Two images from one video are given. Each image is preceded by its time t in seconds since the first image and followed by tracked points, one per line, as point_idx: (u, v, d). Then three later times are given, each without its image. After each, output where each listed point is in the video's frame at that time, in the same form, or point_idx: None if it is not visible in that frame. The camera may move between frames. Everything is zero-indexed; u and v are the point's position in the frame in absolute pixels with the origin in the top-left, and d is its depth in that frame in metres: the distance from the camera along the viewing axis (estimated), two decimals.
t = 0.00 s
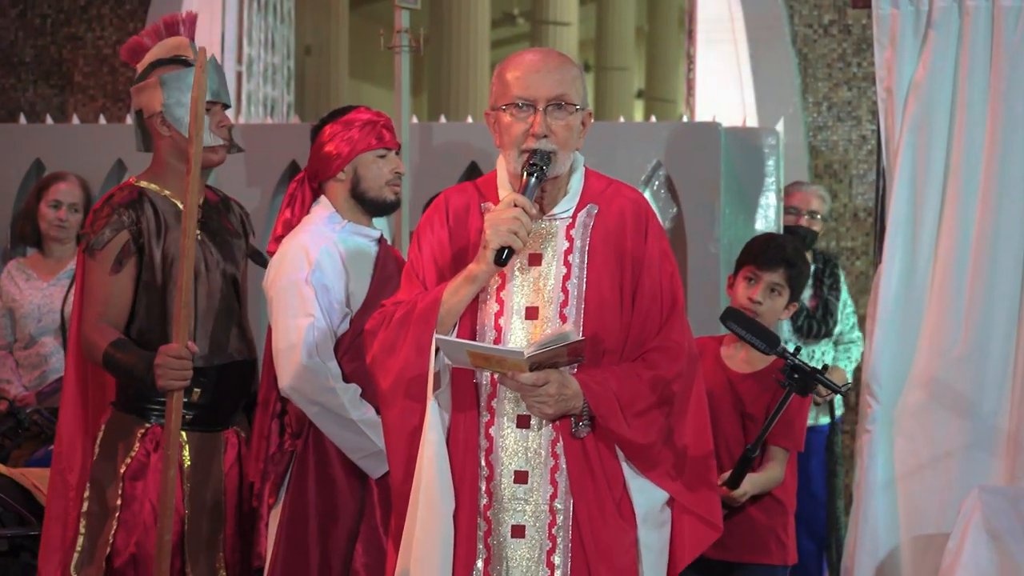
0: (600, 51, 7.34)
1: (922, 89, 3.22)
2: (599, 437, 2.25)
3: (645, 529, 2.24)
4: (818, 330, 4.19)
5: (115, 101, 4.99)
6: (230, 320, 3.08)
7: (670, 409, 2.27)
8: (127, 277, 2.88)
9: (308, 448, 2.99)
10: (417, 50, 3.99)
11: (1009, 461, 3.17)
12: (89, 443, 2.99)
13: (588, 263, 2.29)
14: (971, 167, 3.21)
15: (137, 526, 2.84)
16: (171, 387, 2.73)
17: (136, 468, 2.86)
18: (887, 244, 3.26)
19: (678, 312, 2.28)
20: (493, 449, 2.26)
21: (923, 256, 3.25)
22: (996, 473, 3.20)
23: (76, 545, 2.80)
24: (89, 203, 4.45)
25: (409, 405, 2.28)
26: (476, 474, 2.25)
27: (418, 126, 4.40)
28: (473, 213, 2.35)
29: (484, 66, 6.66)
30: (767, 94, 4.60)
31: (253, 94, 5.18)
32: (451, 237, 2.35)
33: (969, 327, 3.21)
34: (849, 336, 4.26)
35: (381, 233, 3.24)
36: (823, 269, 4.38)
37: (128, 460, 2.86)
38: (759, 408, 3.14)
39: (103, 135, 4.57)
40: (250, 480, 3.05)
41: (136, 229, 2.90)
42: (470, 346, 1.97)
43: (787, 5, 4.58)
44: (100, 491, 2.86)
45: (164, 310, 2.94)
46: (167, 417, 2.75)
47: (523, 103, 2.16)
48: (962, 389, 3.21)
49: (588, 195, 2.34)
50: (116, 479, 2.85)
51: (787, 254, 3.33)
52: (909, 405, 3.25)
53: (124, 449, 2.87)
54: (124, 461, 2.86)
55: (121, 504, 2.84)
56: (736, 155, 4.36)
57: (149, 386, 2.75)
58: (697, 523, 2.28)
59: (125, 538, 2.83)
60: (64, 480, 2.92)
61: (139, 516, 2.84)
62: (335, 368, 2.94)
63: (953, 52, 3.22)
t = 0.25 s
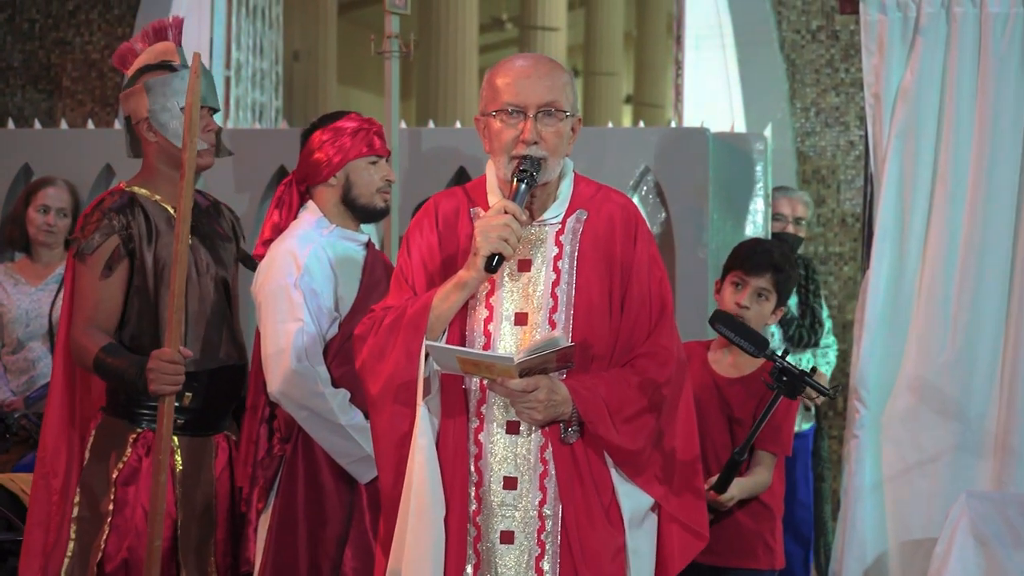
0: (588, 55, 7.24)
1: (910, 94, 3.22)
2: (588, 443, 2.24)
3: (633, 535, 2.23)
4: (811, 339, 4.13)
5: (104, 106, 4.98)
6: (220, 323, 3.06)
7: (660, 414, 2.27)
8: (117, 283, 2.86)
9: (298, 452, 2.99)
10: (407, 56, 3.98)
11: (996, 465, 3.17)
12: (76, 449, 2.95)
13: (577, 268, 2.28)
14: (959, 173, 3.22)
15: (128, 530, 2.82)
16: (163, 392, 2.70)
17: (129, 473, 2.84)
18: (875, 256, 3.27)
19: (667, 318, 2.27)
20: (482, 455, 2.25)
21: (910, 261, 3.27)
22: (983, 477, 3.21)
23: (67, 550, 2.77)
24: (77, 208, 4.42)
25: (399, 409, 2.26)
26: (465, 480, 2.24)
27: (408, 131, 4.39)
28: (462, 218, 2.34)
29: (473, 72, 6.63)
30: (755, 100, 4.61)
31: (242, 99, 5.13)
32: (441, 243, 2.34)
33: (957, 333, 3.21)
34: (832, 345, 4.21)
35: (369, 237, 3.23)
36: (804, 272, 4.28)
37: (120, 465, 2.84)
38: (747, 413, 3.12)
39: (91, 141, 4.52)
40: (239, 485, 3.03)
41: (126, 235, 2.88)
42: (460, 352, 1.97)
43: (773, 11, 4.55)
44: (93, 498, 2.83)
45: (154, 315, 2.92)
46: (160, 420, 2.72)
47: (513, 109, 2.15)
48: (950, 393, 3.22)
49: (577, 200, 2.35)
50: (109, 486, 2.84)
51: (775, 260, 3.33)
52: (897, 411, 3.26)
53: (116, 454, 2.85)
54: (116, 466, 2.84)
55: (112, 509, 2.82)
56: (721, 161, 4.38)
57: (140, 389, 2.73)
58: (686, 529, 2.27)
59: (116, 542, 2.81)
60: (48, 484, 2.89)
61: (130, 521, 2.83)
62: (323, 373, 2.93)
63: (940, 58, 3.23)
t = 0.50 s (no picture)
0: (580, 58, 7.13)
1: (899, 98, 3.24)
2: (581, 446, 2.23)
3: (626, 538, 2.23)
4: (800, 343, 4.04)
5: (95, 109, 5.00)
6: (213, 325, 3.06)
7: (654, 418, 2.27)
8: (110, 284, 2.85)
9: (290, 456, 2.98)
10: (399, 60, 3.97)
11: (986, 464, 3.19)
12: (69, 449, 2.96)
13: (571, 272, 2.28)
14: (949, 177, 3.23)
15: (124, 535, 2.80)
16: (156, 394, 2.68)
17: (124, 477, 2.82)
18: (864, 262, 3.28)
19: (661, 322, 2.28)
20: (476, 457, 2.24)
21: (900, 263, 3.27)
22: (973, 478, 3.22)
23: (61, 554, 2.77)
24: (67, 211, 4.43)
25: (393, 411, 2.26)
26: (458, 483, 2.23)
27: (399, 137, 4.38)
28: (457, 221, 2.33)
29: (462, 76, 6.61)
30: (744, 104, 4.61)
31: (232, 102, 5.19)
32: (435, 246, 2.33)
33: (947, 337, 3.22)
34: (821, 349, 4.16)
35: (358, 241, 3.22)
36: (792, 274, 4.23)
37: (116, 469, 2.82)
38: (737, 416, 3.11)
39: (82, 141, 4.54)
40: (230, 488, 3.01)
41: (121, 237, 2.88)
42: (455, 350, 1.96)
43: (764, 15, 4.55)
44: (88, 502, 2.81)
45: (145, 318, 2.91)
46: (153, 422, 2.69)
47: (510, 115, 2.15)
48: (940, 397, 3.23)
49: (572, 205, 2.34)
50: (103, 489, 2.81)
51: (763, 263, 3.33)
52: (887, 414, 3.26)
53: (112, 458, 2.83)
54: (112, 470, 2.82)
55: (108, 513, 2.80)
56: (714, 167, 4.37)
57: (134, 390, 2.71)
58: (675, 532, 2.28)
59: (111, 547, 2.79)
60: (39, 483, 2.89)
61: (126, 526, 2.80)
62: (314, 376, 2.93)
63: (930, 62, 3.24)
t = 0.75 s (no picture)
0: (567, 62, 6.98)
1: (887, 103, 3.25)
2: (577, 449, 2.24)
3: (620, 543, 2.22)
4: (789, 347, 4.10)
5: (84, 113, 4.98)
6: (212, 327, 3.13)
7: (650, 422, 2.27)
8: (103, 284, 2.93)
9: (279, 460, 2.97)
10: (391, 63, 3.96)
11: (975, 464, 3.21)
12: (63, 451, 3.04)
13: (567, 276, 2.27)
14: (937, 182, 3.24)
15: (115, 535, 2.90)
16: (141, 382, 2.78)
17: (118, 478, 2.92)
18: (853, 264, 3.27)
19: (656, 326, 2.27)
20: (472, 460, 2.24)
21: (889, 265, 3.28)
22: (962, 479, 3.24)
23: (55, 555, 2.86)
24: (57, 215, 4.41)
25: (389, 415, 2.26)
26: (454, 486, 2.22)
27: (390, 139, 4.37)
28: (454, 225, 2.32)
29: (451, 80, 6.58)
30: (734, 107, 4.61)
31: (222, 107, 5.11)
32: (432, 250, 2.32)
33: (936, 341, 3.23)
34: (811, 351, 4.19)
35: (348, 245, 3.20)
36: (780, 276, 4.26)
37: (111, 469, 2.92)
38: (728, 419, 3.11)
39: (72, 144, 4.52)
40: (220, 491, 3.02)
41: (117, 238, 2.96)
42: (451, 353, 1.96)
43: (754, 19, 4.57)
44: (82, 506, 2.91)
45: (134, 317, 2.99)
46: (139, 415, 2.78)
47: (509, 117, 2.15)
48: (928, 401, 3.24)
49: (569, 209, 2.34)
50: (98, 492, 2.91)
51: (752, 266, 3.32)
52: (876, 418, 3.27)
53: (106, 460, 2.93)
54: (106, 470, 2.92)
55: (101, 514, 2.90)
56: (705, 171, 4.35)
57: (120, 378, 2.80)
58: (670, 538, 2.27)
59: (103, 547, 2.89)
60: (34, 480, 2.99)
61: (118, 526, 2.90)
62: (302, 380, 2.91)
63: (918, 66, 3.26)
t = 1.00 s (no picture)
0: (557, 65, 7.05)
1: (877, 108, 3.27)
2: (574, 455, 2.23)
3: (616, 548, 2.23)
4: (779, 351, 4.11)
5: (73, 117, 4.98)
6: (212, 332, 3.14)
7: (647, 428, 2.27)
8: (98, 292, 2.96)
9: (267, 466, 2.95)
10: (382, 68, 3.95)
11: (964, 473, 3.21)
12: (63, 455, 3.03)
13: (565, 282, 2.27)
14: (926, 187, 3.26)
15: (104, 534, 2.92)
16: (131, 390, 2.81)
17: (105, 479, 2.93)
18: (842, 268, 3.29)
19: (654, 333, 2.27)
20: (469, 465, 2.23)
21: (878, 273, 3.30)
22: (950, 487, 3.24)
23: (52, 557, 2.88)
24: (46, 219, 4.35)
25: (385, 419, 2.24)
26: (452, 490, 2.22)
27: (381, 143, 4.36)
28: (452, 230, 2.32)
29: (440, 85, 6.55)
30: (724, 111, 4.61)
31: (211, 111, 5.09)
32: (429, 254, 2.31)
33: (924, 345, 3.24)
34: (801, 356, 4.19)
35: (337, 250, 3.19)
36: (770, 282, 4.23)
37: (97, 471, 2.94)
38: (717, 423, 3.08)
39: (62, 150, 4.51)
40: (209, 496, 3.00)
41: (112, 246, 2.99)
42: (453, 357, 1.96)
43: (742, 24, 4.55)
44: (76, 510, 2.93)
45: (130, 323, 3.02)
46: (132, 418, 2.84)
47: (509, 121, 2.15)
48: (917, 406, 3.24)
49: (566, 214, 2.33)
50: (88, 495, 2.93)
51: (741, 271, 3.32)
52: (865, 423, 3.28)
53: (95, 461, 2.95)
54: (92, 471, 2.93)
55: (91, 514, 2.92)
56: (695, 175, 4.35)
57: (111, 386, 2.84)
58: (667, 544, 2.27)
59: (93, 546, 2.92)
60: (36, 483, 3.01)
61: (108, 526, 2.92)
62: (291, 385, 2.90)
63: (908, 72, 3.27)
